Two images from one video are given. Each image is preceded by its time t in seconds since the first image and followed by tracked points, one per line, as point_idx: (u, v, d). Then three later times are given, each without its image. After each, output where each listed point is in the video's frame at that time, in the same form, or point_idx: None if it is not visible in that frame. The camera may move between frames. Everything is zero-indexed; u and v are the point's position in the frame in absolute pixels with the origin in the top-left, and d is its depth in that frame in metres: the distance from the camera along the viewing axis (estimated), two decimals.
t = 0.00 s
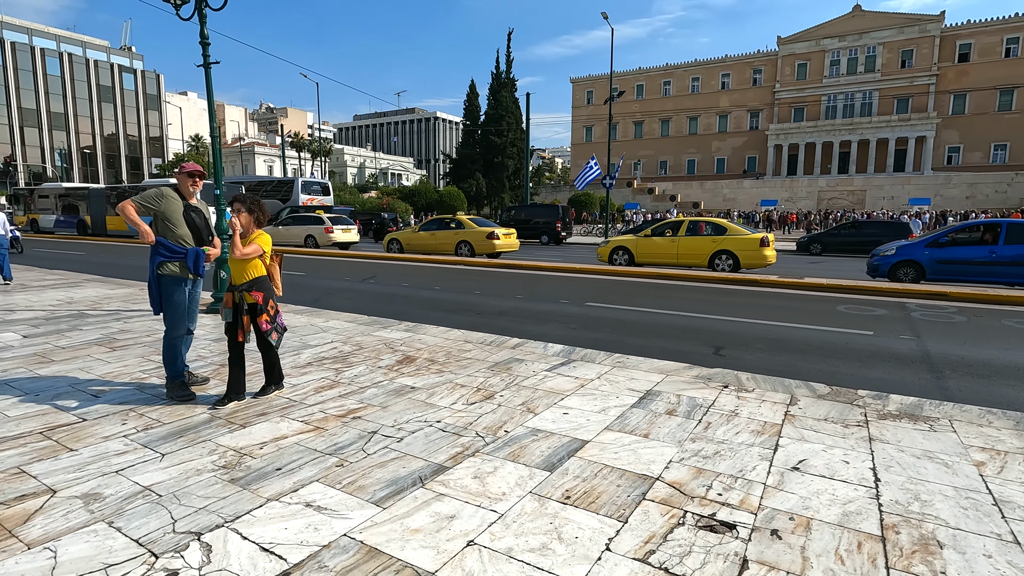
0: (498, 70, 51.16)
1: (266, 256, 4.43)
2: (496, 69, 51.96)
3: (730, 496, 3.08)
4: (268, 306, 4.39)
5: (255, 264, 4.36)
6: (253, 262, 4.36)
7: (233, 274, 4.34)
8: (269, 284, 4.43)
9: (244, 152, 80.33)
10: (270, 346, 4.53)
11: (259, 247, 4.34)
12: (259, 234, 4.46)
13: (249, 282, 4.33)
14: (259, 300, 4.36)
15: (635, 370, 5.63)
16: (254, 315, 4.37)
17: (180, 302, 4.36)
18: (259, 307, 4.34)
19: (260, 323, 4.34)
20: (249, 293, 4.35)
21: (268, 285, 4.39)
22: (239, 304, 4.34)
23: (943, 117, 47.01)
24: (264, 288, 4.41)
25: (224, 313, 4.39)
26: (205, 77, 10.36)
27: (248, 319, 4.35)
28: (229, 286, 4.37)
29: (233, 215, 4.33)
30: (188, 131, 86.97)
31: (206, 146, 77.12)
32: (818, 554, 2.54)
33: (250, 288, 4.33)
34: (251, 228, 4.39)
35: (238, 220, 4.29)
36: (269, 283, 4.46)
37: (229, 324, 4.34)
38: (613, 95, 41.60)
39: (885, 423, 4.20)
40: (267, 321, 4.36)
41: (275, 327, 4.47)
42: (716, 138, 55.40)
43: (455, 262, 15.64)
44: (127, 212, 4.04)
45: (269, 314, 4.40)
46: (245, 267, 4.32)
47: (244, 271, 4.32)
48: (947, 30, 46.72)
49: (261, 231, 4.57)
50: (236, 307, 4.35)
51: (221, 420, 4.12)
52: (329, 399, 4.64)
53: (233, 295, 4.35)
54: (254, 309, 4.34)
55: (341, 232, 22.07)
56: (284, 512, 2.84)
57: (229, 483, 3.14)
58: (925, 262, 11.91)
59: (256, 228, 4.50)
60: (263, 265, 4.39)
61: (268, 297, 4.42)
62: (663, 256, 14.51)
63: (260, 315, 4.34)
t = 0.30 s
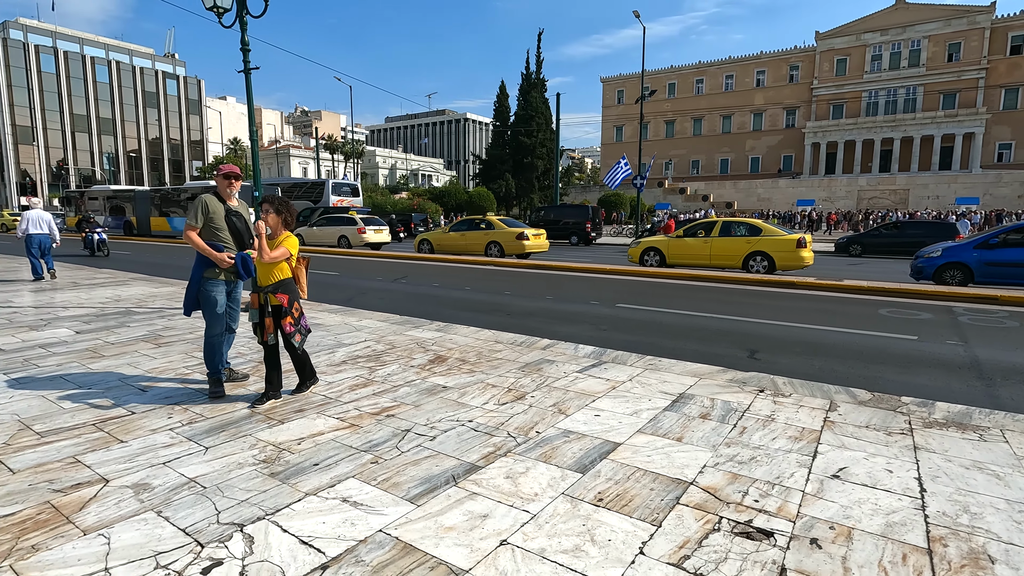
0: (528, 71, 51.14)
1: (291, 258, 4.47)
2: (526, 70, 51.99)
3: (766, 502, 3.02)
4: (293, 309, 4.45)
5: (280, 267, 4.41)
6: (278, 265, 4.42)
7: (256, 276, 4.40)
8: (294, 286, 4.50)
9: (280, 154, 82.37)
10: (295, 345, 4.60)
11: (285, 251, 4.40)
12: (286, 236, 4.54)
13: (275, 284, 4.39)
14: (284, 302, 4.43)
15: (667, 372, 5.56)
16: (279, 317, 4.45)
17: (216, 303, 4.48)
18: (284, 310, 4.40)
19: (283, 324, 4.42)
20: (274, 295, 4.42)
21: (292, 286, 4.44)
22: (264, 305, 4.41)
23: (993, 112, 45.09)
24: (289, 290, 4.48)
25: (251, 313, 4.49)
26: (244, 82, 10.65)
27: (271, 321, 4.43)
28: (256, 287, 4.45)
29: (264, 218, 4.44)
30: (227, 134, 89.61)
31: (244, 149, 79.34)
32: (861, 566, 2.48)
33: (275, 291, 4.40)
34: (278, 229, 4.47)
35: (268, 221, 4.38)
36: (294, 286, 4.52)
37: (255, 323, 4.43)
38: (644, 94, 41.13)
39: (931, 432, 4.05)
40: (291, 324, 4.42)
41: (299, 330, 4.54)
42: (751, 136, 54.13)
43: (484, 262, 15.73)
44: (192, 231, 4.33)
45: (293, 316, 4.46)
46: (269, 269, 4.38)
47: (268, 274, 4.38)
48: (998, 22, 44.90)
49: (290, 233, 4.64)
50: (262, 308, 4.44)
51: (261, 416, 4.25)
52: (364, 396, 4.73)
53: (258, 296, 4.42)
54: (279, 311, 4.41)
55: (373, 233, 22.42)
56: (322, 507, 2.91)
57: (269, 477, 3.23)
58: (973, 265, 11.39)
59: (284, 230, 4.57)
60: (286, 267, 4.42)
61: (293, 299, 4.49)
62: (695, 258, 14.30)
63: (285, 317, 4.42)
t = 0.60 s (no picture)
0: (560, 72, 51.03)
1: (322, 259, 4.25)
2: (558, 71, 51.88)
3: (809, 511, 2.95)
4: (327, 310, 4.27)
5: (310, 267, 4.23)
6: (309, 266, 4.24)
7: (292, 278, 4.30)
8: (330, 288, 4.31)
9: (317, 157, 84.42)
10: (318, 351, 4.37)
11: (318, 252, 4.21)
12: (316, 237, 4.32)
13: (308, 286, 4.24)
14: (320, 304, 4.26)
15: (703, 376, 5.48)
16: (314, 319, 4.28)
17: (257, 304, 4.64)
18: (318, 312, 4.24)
19: (317, 325, 4.26)
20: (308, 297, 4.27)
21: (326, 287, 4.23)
22: (298, 308, 4.25)
23: None
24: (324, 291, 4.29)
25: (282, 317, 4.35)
26: (285, 88, 10.94)
27: (305, 324, 4.25)
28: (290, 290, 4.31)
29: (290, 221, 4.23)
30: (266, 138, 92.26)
31: (283, 153, 81.55)
32: None
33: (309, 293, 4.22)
34: (307, 231, 4.25)
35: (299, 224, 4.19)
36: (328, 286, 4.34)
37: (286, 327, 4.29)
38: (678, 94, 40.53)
39: (985, 443, 3.88)
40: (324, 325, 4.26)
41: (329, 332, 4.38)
42: (789, 135, 52.77)
43: (516, 264, 15.75)
44: (236, 236, 4.52)
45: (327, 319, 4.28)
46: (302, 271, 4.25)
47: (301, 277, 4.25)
48: None
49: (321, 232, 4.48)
50: (294, 312, 4.28)
51: (301, 413, 4.36)
52: (399, 395, 4.81)
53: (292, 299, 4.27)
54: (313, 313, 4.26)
55: (406, 234, 22.74)
56: (361, 503, 2.98)
57: (311, 472, 3.32)
58: None
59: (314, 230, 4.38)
60: (320, 269, 4.23)
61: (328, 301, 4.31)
62: (731, 260, 14.00)
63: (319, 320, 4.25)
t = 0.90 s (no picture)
0: (589, 73, 50.78)
1: (357, 263, 4.27)
2: (587, 72, 51.64)
3: (851, 520, 2.87)
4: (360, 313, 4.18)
5: (344, 271, 4.21)
6: (343, 268, 4.22)
7: (322, 280, 4.26)
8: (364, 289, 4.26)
9: (349, 161, 85.92)
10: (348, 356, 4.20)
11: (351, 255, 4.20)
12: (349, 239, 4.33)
13: (340, 289, 4.19)
14: (351, 307, 4.18)
15: (737, 380, 5.37)
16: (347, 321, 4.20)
17: (289, 306, 4.76)
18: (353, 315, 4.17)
19: (352, 329, 4.17)
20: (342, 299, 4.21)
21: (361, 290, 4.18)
22: (331, 311, 4.19)
23: None
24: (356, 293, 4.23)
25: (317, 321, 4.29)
26: (320, 93, 11.18)
27: (338, 326, 4.19)
28: (322, 294, 4.27)
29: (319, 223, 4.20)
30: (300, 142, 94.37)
31: (316, 156, 83.26)
32: None
33: (341, 295, 4.17)
34: (338, 233, 4.21)
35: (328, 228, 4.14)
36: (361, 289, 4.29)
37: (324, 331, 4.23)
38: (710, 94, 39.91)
39: None
40: (358, 329, 4.17)
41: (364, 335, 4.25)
42: (825, 134, 51.34)
43: (545, 265, 15.75)
44: (263, 241, 4.67)
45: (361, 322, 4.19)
46: (332, 273, 4.21)
47: (333, 279, 4.21)
48: None
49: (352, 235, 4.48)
50: (329, 315, 4.23)
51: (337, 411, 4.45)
52: (431, 395, 4.87)
53: (326, 303, 4.22)
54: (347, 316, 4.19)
55: (435, 236, 22.95)
56: (396, 500, 3.03)
57: (347, 468, 3.40)
58: None
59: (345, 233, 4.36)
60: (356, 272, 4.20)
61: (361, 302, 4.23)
62: (766, 262, 13.70)
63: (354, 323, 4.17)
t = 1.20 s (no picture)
0: (607, 75, 50.63)
1: (375, 263, 4.16)
2: (605, 73, 51.48)
3: (879, 526, 2.81)
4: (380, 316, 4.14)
5: (362, 273, 4.14)
6: (361, 269, 4.14)
7: (341, 282, 4.21)
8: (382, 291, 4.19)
9: (368, 163, 86.90)
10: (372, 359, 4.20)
11: (371, 256, 4.14)
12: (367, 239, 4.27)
13: (359, 292, 4.14)
14: (371, 309, 4.14)
15: (759, 384, 5.31)
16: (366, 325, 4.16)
17: (307, 309, 4.79)
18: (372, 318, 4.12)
19: (371, 333, 4.11)
20: (362, 302, 4.15)
21: (381, 293, 4.12)
22: (350, 314, 4.16)
23: None
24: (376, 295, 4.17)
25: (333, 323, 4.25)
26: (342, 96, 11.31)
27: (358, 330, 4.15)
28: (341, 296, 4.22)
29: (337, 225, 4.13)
30: (320, 145, 95.69)
31: (336, 159, 84.34)
32: None
33: (361, 298, 4.13)
34: (356, 234, 4.14)
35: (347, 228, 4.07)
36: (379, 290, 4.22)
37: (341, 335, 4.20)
38: (731, 94, 39.51)
39: None
40: (377, 332, 4.11)
41: (385, 340, 4.18)
42: (849, 134, 50.43)
43: (562, 266, 15.72)
44: (283, 246, 4.77)
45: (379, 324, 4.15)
46: (351, 275, 4.14)
47: (352, 281, 4.15)
48: None
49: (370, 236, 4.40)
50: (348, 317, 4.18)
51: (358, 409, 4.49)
52: (451, 395, 4.89)
53: (344, 305, 4.17)
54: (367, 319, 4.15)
55: (454, 237, 23.08)
56: (419, 498, 3.06)
57: (369, 466, 3.43)
58: None
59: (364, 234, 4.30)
60: (374, 273, 4.13)
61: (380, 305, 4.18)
62: (788, 264, 13.50)
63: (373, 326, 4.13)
